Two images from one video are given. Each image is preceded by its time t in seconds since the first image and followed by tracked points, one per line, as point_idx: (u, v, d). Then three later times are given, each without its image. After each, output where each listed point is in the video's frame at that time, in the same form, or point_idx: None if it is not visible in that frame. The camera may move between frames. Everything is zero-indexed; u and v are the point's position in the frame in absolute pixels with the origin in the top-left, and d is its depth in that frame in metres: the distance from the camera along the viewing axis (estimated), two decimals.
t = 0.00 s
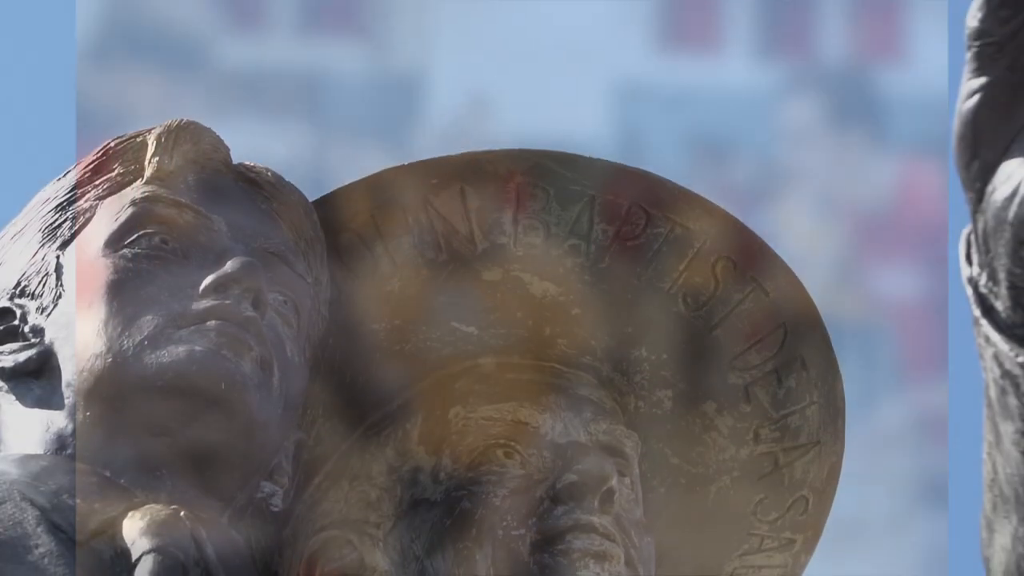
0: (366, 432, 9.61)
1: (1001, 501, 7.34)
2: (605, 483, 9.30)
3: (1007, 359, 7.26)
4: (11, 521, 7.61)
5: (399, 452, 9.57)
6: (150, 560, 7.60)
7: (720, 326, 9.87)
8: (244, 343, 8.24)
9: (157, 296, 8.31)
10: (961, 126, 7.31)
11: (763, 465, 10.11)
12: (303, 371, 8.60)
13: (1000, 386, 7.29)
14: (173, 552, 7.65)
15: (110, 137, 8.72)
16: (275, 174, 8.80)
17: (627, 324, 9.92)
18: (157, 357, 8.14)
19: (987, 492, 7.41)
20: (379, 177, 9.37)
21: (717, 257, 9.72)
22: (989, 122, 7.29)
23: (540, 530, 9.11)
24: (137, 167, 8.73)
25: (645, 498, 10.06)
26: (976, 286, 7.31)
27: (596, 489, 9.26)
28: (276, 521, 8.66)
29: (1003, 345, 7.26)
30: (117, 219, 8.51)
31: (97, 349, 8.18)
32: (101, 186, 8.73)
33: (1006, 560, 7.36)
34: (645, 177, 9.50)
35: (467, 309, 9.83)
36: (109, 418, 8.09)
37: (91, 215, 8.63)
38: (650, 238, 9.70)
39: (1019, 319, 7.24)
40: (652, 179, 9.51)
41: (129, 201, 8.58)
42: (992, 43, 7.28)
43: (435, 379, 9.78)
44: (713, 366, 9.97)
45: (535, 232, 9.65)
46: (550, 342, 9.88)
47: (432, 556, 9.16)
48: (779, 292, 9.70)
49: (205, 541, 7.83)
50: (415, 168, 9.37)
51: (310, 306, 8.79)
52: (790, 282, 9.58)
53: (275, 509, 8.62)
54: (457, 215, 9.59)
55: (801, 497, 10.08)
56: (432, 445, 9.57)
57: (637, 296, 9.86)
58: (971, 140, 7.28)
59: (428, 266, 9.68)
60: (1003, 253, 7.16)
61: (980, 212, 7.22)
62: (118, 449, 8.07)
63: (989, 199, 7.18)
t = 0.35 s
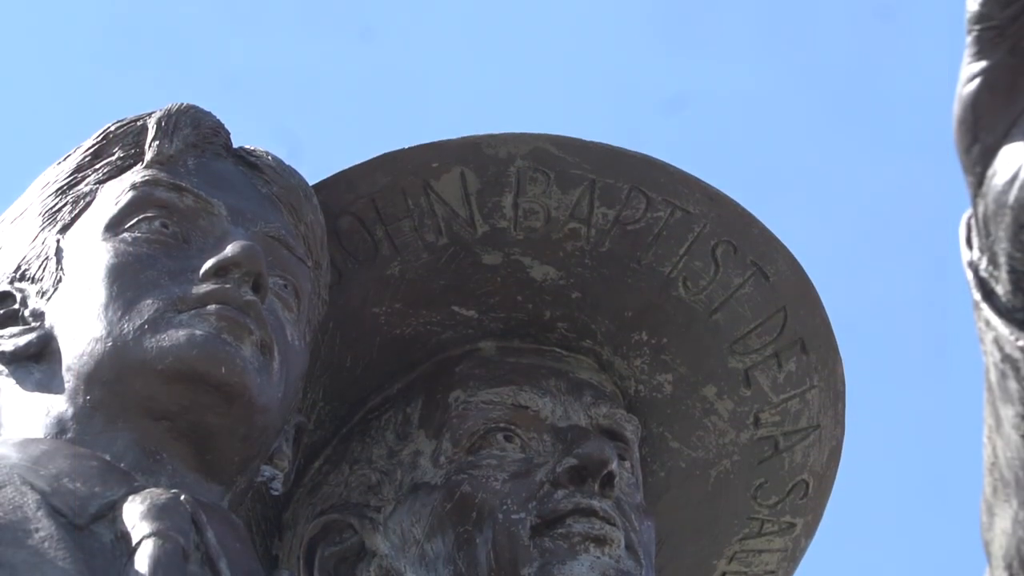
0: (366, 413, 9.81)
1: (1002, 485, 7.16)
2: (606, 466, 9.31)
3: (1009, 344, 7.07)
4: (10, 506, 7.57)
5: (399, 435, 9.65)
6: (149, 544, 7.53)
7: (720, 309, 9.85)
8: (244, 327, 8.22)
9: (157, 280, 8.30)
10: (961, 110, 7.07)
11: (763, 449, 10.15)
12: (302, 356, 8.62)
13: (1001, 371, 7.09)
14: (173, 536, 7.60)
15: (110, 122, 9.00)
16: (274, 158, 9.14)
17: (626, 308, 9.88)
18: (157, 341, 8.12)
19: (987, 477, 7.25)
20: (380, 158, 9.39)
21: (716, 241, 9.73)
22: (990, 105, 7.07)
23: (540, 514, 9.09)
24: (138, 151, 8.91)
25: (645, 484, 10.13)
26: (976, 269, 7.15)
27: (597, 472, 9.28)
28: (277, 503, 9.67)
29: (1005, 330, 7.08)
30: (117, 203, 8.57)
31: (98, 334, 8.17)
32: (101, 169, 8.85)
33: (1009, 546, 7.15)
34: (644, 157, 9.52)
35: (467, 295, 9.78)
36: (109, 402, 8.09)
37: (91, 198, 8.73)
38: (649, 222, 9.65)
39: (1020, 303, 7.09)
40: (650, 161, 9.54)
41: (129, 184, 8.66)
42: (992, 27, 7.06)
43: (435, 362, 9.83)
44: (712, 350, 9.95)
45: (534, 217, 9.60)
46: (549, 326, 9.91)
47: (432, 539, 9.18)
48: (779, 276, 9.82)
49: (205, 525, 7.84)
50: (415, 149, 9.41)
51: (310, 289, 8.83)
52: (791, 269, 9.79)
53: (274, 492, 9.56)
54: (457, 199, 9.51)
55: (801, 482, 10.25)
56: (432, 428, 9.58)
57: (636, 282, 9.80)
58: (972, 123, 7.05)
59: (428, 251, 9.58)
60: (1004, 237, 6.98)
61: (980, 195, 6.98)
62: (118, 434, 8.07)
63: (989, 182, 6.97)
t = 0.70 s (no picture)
0: (366, 395, 9.81)
1: (1002, 467, 7.18)
2: (606, 448, 9.29)
3: (1009, 327, 7.06)
4: (11, 488, 7.58)
5: (399, 418, 9.65)
6: (150, 527, 7.55)
7: (720, 291, 9.86)
8: (244, 310, 8.22)
9: (157, 262, 8.29)
10: (961, 93, 7.06)
11: (763, 431, 10.15)
12: (302, 338, 8.62)
13: (1001, 353, 7.09)
14: (173, 519, 7.62)
15: (110, 104, 8.99)
16: (274, 140, 9.11)
17: (626, 290, 9.88)
18: (157, 323, 8.11)
19: (988, 459, 7.26)
20: (381, 140, 9.40)
21: (716, 223, 9.73)
22: (989, 87, 7.05)
23: (541, 497, 9.09)
24: (137, 133, 8.89)
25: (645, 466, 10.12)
26: (976, 251, 7.14)
27: (597, 454, 9.26)
28: (276, 486, 9.67)
29: (1005, 312, 7.07)
30: (117, 185, 8.56)
31: (98, 316, 8.16)
32: (101, 152, 8.84)
33: (1009, 529, 7.21)
34: (644, 138, 9.53)
35: (467, 277, 9.78)
36: (109, 384, 8.10)
37: (91, 180, 8.72)
38: (649, 204, 9.65)
39: (1020, 285, 7.08)
40: (650, 143, 9.55)
41: (129, 166, 8.65)
42: (992, 10, 7.03)
43: (435, 344, 9.84)
44: (713, 332, 9.95)
45: (535, 198, 9.60)
46: (549, 308, 9.91)
47: (432, 521, 9.19)
48: (779, 259, 9.82)
49: (205, 506, 7.84)
50: (416, 131, 9.42)
51: (310, 272, 8.83)
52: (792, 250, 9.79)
53: (274, 474, 9.55)
54: (457, 180, 9.51)
55: (801, 464, 10.24)
56: (432, 410, 9.58)
57: (636, 264, 9.80)
58: (972, 105, 7.04)
59: (428, 234, 9.58)
60: (1004, 220, 6.99)
61: (980, 177, 6.99)
62: (118, 417, 8.09)
63: (989, 165, 6.97)
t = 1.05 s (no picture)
0: (366, 374, 9.80)
1: (1002, 447, 7.18)
2: (606, 428, 9.29)
3: (1009, 306, 7.06)
4: (11, 467, 7.58)
5: (399, 396, 9.64)
6: (150, 506, 7.55)
7: (720, 271, 9.85)
8: (244, 288, 8.21)
9: (157, 241, 8.28)
10: (961, 71, 7.01)
11: (764, 410, 10.15)
12: (303, 317, 8.61)
13: (1002, 332, 7.07)
14: (173, 498, 7.62)
15: (110, 83, 8.98)
16: (274, 118, 9.09)
17: (627, 268, 9.87)
18: (157, 302, 8.11)
19: (988, 438, 7.26)
20: (381, 119, 9.40)
21: (717, 202, 9.72)
22: (990, 65, 7.01)
23: (541, 476, 9.08)
24: (137, 112, 8.88)
25: (645, 445, 10.11)
26: (976, 231, 7.12)
27: (597, 433, 9.25)
28: (276, 465, 9.67)
29: (1006, 291, 7.06)
30: (117, 164, 8.55)
31: (98, 295, 8.16)
32: (101, 131, 8.83)
33: (1009, 508, 7.22)
34: (645, 117, 9.52)
35: (467, 257, 9.77)
36: (109, 363, 8.09)
37: (91, 159, 8.71)
38: (649, 182, 9.64)
39: (1021, 265, 7.07)
40: (650, 121, 9.54)
41: (129, 145, 8.64)
42: None
43: (435, 323, 9.83)
44: (713, 311, 9.94)
45: (535, 177, 9.59)
46: (550, 287, 9.90)
47: (432, 500, 9.18)
48: (779, 238, 9.81)
49: (205, 485, 7.84)
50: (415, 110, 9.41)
51: (310, 250, 8.82)
52: (792, 228, 9.79)
53: (275, 453, 9.55)
54: (457, 159, 9.50)
55: (801, 443, 10.23)
56: (432, 389, 9.57)
57: (636, 243, 9.79)
58: (973, 84, 6.99)
59: (428, 213, 9.57)
60: (1004, 199, 6.98)
61: (981, 157, 6.95)
62: (119, 395, 8.09)
63: (990, 144, 6.93)
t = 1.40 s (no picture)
0: (367, 356, 9.80)
1: (1002, 429, 7.19)
2: (606, 410, 9.28)
3: (1010, 288, 7.04)
4: (10, 450, 7.58)
5: (399, 378, 9.65)
6: (150, 488, 7.55)
7: (720, 253, 9.84)
8: (244, 271, 8.20)
9: (157, 223, 8.27)
10: (961, 54, 6.94)
11: (764, 392, 10.14)
12: (302, 300, 8.60)
13: (1002, 315, 7.07)
14: (173, 480, 7.62)
15: (110, 66, 8.96)
16: (274, 100, 9.08)
17: (627, 250, 9.86)
18: (157, 285, 8.10)
19: (988, 421, 7.27)
20: (381, 101, 9.38)
21: (717, 184, 9.71)
22: (990, 47, 6.94)
23: (540, 458, 9.07)
24: (137, 95, 8.86)
25: (645, 427, 10.11)
26: (976, 213, 7.10)
27: (597, 416, 9.25)
28: (276, 447, 9.67)
29: (1006, 274, 7.05)
30: (117, 146, 8.54)
31: (98, 278, 8.15)
32: (101, 113, 8.81)
33: (1009, 490, 7.24)
34: (645, 99, 9.51)
35: (468, 239, 9.77)
36: (109, 345, 8.09)
37: (91, 141, 8.70)
38: (649, 164, 9.63)
39: (1021, 247, 7.07)
40: (651, 104, 9.53)
41: (129, 127, 8.63)
42: None
43: (435, 306, 9.82)
44: (713, 293, 9.93)
45: (535, 159, 9.57)
46: (549, 269, 9.89)
47: (432, 482, 9.18)
48: (780, 220, 9.80)
49: (205, 467, 7.85)
50: (416, 92, 9.39)
51: (310, 233, 8.81)
52: (792, 210, 9.78)
53: (275, 436, 9.55)
54: (457, 141, 9.48)
55: (802, 425, 10.23)
56: (432, 372, 9.57)
57: (636, 225, 9.79)
58: (973, 66, 6.94)
59: (428, 195, 9.56)
60: (1004, 181, 6.96)
61: (980, 139, 6.93)
62: (119, 377, 8.08)
63: (990, 127, 6.90)
